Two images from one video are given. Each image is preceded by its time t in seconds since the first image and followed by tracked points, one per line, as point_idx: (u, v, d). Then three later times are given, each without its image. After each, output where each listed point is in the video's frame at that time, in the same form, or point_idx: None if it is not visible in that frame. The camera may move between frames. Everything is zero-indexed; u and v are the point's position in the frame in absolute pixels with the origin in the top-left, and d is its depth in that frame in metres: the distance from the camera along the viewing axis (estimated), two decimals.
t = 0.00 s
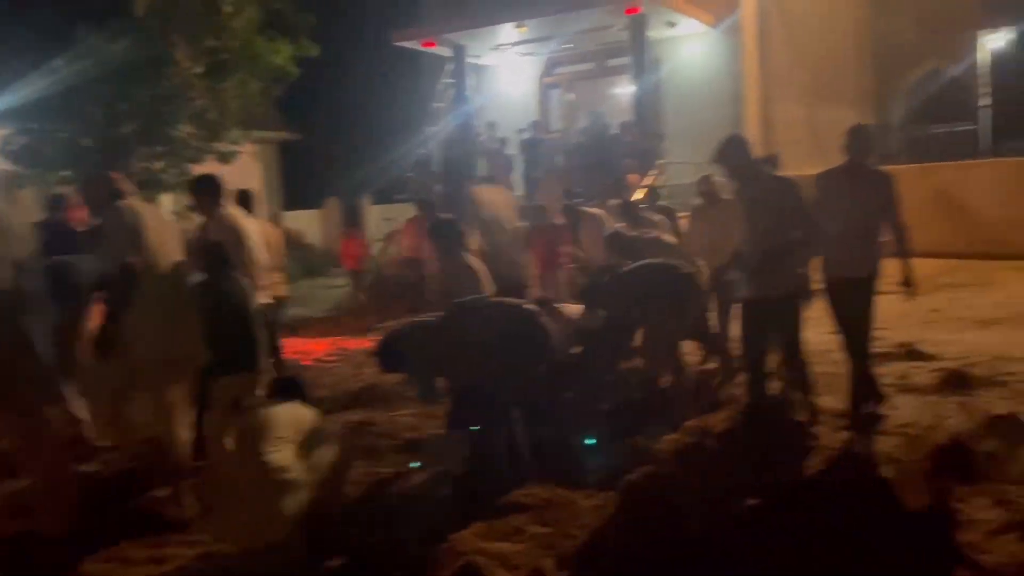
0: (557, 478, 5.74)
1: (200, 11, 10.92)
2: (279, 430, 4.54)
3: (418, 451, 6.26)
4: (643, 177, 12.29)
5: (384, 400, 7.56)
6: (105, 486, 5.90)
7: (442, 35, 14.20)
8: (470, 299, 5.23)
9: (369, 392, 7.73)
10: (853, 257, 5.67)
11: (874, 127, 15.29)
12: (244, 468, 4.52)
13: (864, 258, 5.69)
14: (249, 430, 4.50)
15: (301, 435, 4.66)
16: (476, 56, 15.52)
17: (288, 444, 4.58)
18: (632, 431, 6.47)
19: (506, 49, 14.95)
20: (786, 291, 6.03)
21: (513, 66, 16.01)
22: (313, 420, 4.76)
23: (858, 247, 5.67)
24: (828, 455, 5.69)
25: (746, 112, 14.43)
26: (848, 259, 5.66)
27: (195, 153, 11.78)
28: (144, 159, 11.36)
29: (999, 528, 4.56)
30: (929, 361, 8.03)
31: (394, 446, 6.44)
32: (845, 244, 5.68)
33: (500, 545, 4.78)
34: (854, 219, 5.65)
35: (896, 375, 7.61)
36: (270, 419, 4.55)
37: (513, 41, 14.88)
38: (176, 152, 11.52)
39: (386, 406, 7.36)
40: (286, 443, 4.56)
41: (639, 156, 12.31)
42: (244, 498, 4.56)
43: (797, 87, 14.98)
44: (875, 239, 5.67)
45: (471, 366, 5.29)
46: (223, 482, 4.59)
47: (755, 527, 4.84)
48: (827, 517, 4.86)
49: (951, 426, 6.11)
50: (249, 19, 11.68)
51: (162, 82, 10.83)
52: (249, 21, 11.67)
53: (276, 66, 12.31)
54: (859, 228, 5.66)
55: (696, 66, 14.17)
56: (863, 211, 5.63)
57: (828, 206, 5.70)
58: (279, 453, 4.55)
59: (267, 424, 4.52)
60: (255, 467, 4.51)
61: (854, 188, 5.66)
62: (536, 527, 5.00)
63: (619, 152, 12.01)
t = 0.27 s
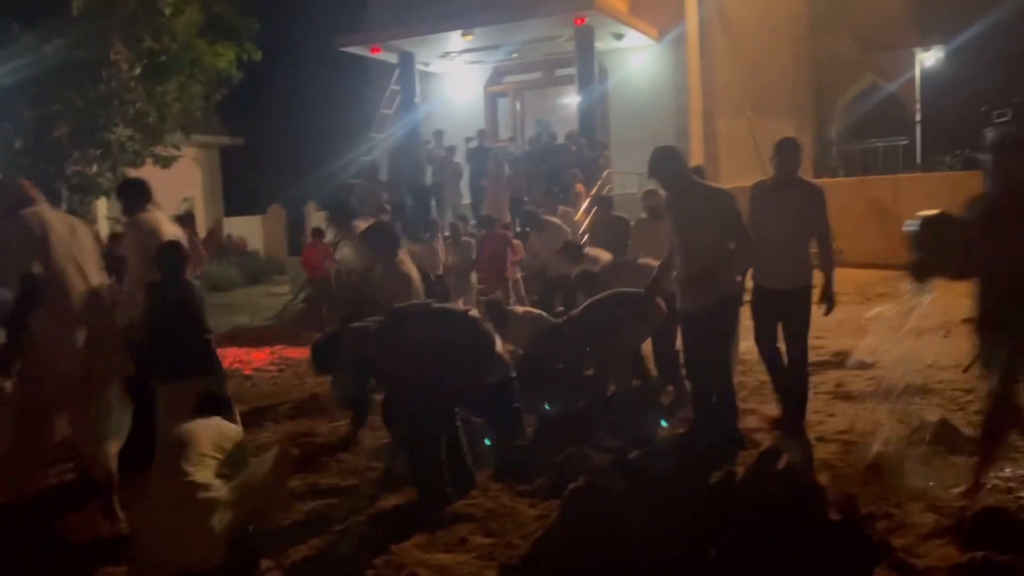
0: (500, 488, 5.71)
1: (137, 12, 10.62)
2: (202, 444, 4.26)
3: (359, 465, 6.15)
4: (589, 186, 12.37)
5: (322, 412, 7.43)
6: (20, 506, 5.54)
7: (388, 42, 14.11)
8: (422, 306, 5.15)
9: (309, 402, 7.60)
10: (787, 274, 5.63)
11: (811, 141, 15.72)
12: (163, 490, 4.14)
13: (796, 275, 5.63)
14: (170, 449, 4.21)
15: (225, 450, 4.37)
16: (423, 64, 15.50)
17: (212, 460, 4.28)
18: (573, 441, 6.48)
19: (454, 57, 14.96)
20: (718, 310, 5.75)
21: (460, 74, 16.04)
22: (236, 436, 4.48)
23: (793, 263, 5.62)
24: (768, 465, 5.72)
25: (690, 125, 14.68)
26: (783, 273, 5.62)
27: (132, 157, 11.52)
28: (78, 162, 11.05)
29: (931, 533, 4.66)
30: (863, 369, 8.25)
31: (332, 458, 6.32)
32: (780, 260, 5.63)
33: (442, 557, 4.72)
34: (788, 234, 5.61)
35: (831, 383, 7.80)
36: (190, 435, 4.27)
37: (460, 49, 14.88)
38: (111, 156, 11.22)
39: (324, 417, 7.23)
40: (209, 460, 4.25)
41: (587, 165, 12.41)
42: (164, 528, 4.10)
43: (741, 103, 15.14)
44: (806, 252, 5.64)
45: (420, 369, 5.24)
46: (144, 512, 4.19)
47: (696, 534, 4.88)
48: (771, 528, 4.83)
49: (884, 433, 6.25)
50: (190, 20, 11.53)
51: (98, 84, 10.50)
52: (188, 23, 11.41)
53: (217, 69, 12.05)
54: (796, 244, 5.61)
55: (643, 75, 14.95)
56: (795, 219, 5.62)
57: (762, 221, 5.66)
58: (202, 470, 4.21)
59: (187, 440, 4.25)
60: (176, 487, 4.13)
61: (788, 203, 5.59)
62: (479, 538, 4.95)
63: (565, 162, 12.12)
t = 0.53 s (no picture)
0: (476, 496, 5.67)
1: (112, 16, 10.48)
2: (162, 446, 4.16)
3: (334, 473, 6.09)
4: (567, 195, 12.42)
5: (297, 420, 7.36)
6: None
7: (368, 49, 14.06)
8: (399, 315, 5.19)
9: (284, 410, 7.53)
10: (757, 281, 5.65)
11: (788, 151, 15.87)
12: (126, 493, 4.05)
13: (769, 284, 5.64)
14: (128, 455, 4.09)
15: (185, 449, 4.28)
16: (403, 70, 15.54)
17: (175, 463, 4.19)
18: (550, 450, 6.45)
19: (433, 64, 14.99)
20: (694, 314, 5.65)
21: (441, 81, 16.13)
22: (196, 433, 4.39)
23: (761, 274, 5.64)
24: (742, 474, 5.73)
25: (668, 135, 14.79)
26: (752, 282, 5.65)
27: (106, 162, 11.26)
28: (51, 167, 10.78)
29: (902, 541, 4.68)
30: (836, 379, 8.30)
31: (308, 467, 6.25)
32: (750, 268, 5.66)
33: (417, 567, 4.67)
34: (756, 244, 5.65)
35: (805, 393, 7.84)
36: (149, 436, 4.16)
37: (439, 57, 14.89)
38: (84, 161, 10.95)
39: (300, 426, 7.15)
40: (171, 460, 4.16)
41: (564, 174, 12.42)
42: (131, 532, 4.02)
43: (715, 113, 15.39)
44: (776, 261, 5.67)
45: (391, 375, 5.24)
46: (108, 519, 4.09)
47: (670, 541, 4.88)
48: (745, 535, 4.82)
49: (857, 443, 6.30)
50: (167, 25, 11.21)
51: (72, 88, 10.37)
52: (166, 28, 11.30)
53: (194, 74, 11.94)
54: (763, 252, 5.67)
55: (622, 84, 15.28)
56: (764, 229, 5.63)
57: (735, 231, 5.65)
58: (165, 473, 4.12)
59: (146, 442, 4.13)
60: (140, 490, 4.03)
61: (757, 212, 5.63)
62: (454, 547, 4.91)
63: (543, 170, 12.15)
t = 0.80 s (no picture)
0: (484, 502, 5.68)
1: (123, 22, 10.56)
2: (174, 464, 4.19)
3: (343, 479, 6.11)
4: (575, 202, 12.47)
5: (306, 425, 7.38)
6: None
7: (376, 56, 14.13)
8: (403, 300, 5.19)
9: (291, 415, 7.55)
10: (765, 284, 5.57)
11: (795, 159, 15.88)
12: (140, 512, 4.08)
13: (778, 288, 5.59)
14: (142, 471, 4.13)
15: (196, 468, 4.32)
16: (411, 77, 15.62)
17: (192, 471, 4.21)
18: (558, 456, 6.46)
19: (441, 71, 15.04)
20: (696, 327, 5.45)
21: (447, 89, 16.17)
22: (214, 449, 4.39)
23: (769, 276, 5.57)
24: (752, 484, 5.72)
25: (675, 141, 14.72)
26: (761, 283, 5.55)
27: (116, 167, 11.36)
28: (62, 172, 10.99)
29: (911, 549, 4.67)
30: (845, 385, 8.33)
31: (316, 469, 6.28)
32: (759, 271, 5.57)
33: (425, 571, 4.67)
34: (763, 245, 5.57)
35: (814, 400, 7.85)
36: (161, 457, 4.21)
37: (447, 64, 14.94)
38: (94, 166, 11.10)
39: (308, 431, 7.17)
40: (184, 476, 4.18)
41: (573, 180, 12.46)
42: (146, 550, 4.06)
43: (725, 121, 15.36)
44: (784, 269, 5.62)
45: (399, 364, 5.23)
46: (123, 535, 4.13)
47: (677, 547, 4.88)
48: (753, 546, 4.81)
49: (866, 449, 6.31)
50: (176, 33, 11.41)
51: (84, 94, 10.48)
52: (176, 34, 11.39)
53: (203, 82, 12.05)
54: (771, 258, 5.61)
55: (629, 92, 15.08)
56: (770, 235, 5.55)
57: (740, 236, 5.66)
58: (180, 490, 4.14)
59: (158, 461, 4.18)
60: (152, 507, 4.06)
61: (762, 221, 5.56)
62: (462, 552, 4.92)
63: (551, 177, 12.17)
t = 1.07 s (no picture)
0: (504, 509, 5.67)
1: (150, 30, 10.70)
2: (204, 460, 4.14)
3: (364, 483, 6.13)
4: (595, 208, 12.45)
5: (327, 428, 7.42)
6: (24, 519, 5.50)
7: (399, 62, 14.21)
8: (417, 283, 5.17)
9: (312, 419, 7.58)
10: (792, 286, 5.40)
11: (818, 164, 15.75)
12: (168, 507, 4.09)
13: (801, 290, 5.40)
14: (171, 466, 4.11)
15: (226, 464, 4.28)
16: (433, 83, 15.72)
17: (223, 472, 4.20)
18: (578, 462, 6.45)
19: (462, 78, 15.10)
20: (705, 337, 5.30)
21: (469, 95, 16.25)
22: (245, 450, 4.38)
23: (795, 276, 5.40)
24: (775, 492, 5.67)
25: (696, 145, 15.01)
26: (785, 282, 5.40)
27: (142, 173, 11.49)
28: (89, 179, 11.10)
29: (935, 560, 4.61)
30: (871, 393, 8.24)
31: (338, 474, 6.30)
32: (784, 272, 5.41)
33: None
34: (786, 243, 5.41)
35: (839, 408, 7.77)
36: (190, 449, 4.15)
37: (469, 70, 15.00)
38: (120, 171, 11.19)
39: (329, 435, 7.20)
40: (210, 474, 4.15)
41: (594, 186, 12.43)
42: (172, 545, 4.08)
43: (745, 125, 15.42)
44: (810, 273, 5.44)
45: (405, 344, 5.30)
46: (151, 526, 4.14)
47: (696, 555, 4.85)
48: (777, 556, 4.77)
49: (892, 458, 6.23)
50: (202, 40, 11.53)
51: (111, 101, 10.62)
52: (202, 41, 11.48)
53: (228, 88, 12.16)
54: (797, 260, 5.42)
55: (651, 96, 15.20)
56: (794, 238, 5.41)
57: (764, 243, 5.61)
58: (206, 489, 4.13)
59: (188, 454, 4.14)
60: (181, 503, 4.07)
61: (788, 222, 5.40)
62: (482, 558, 4.93)
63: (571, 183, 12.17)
